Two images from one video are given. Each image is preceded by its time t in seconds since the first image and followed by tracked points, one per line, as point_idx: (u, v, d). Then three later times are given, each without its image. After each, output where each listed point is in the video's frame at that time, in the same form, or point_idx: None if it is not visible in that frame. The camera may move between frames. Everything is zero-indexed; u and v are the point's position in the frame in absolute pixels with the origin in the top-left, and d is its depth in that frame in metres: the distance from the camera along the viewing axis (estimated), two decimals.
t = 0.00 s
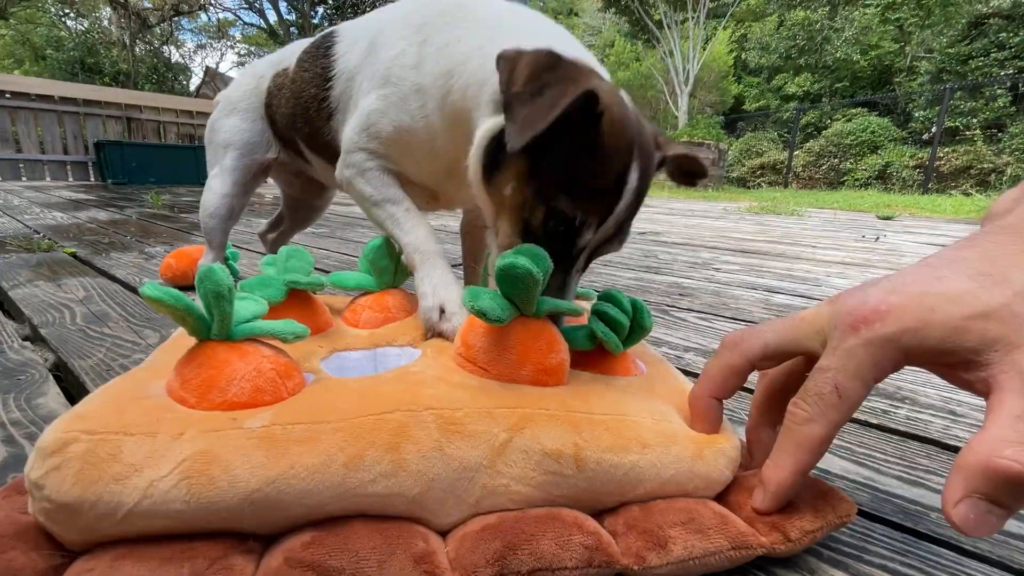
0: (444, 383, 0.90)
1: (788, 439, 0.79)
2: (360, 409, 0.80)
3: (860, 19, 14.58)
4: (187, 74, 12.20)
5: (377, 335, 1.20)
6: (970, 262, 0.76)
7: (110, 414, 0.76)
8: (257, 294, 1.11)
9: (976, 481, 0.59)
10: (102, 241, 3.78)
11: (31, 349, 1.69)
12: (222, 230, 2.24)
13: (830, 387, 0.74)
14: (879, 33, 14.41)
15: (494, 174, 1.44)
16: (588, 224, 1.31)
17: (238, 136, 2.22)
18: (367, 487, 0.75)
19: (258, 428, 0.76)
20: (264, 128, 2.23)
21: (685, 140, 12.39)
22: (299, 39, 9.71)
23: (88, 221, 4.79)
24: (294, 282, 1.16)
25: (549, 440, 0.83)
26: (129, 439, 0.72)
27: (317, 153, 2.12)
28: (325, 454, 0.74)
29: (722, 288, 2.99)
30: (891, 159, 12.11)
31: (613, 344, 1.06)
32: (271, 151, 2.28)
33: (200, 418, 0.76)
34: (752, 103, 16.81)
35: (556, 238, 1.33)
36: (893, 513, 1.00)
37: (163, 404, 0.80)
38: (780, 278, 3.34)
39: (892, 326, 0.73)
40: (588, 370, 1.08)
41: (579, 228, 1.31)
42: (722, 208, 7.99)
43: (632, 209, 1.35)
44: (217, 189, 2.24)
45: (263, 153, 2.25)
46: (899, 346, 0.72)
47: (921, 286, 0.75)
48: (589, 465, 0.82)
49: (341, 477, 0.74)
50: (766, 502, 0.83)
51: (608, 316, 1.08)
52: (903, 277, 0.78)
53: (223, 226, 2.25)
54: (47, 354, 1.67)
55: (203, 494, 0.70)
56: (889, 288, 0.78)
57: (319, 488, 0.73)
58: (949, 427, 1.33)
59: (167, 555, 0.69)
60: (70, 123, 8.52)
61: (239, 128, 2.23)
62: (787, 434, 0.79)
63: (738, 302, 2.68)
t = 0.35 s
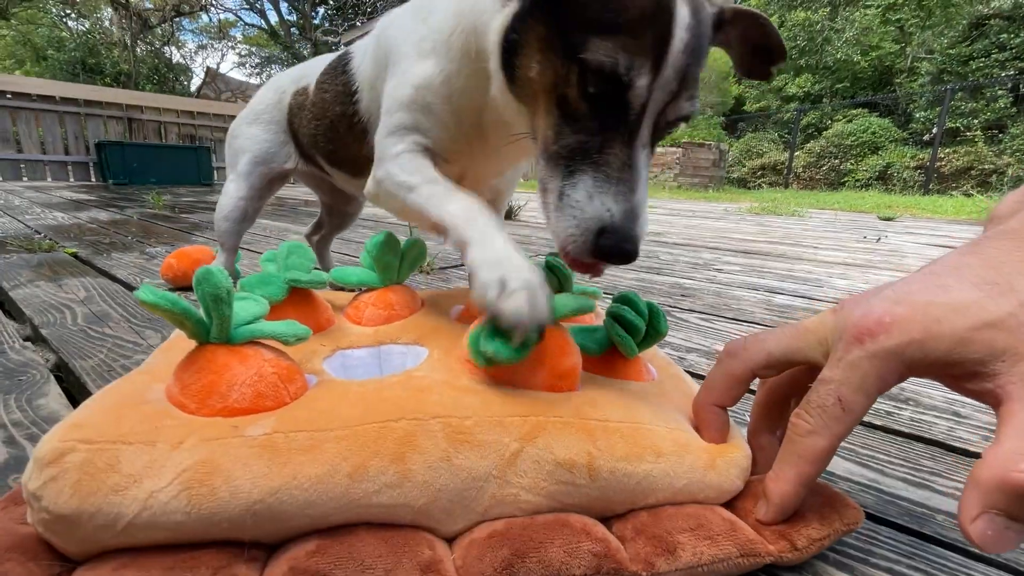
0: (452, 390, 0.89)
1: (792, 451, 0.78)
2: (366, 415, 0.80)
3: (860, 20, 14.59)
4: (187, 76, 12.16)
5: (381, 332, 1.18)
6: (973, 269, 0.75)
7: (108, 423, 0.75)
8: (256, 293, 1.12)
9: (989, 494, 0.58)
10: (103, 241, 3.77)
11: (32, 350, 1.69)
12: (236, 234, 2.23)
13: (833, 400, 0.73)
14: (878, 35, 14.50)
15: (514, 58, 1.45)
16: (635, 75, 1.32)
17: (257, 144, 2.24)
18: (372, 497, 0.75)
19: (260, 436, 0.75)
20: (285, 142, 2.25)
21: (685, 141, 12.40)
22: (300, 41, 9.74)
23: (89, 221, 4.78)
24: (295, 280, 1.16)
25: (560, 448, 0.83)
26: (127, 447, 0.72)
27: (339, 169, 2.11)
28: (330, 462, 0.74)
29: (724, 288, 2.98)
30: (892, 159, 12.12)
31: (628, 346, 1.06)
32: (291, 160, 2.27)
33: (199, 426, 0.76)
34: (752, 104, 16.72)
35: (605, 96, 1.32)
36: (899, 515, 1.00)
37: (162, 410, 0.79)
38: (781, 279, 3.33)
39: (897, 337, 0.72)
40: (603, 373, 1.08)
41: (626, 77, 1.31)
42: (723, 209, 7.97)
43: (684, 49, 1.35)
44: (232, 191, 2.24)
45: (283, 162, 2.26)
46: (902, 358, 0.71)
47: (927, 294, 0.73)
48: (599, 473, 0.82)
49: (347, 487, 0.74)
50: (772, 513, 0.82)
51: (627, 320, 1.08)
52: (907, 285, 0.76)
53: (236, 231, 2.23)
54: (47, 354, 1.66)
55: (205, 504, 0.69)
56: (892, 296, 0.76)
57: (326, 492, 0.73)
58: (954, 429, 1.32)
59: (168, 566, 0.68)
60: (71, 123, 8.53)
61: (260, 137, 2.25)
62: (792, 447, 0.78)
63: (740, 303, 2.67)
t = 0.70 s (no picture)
0: (451, 388, 0.90)
1: (785, 450, 0.79)
2: (364, 412, 0.81)
3: (861, 20, 14.53)
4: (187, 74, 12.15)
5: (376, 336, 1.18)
6: (963, 270, 0.75)
7: (112, 418, 0.75)
8: (260, 293, 1.12)
9: (977, 494, 0.59)
10: (103, 240, 3.77)
11: (32, 349, 1.69)
12: (229, 233, 2.21)
13: (824, 399, 0.74)
14: (879, 34, 14.26)
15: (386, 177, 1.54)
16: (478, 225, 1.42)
17: (245, 143, 2.24)
18: (370, 493, 0.75)
19: (261, 432, 0.76)
20: (273, 138, 2.25)
21: (685, 141, 12.39)
22: (300, 40, 9.75)
23: (89, 220, 4.77)
24: (296, 281, 1.17)
25: (557, 446, 0.84)
26: (130, 442, 0.72)
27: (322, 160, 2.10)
28: (328, 459, 0.75)
29: (723, 288, 2.99)
30: (892, 159, 12.10)
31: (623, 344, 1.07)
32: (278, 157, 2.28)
33: (200, 422, 0.76)
34: (752, 104, 16.87)
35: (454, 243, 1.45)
36: (894, 515, 1.01)
37: (165, 407, 0.79)
38: (780, 278, 3.34)
39: (886, 338, 0.72)
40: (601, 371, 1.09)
41: (472, 232, 1.42)
42: (723, 209, 7.96)
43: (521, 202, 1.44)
44: (223, 191, 2.22)
45: (272, 159, 2.26)
46: (892, 357, 0.72)
47: (917, 295, 0.74)
48: (596, 471, 0.83)
49: (345, 483, 0.74)
50: (764, 512, 0.83)
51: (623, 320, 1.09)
52: (899, 286, 0.77)
53: (229, 231, 2.20)
54: (47, 353, 1.67)
55: (206, 499, 0.70)
56: (880, 298, 0.77)
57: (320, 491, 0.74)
58: (951, 429, 1.33)
59: (171, 559, 0.69)
60: (71, 121, 8.51)
61: (248, 136, 2.25)
62: (785, 446, 0.78)
63: (738, 303, 2.68)
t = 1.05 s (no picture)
0: (453, 389, 0.90)
1: (791, 449, 0.77)
2: (364, 411, 0.80)
3: (863, 17, 14.48)
4: (187, 71, 12.13)
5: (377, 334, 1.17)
6: (970, 266, 0.74)
7: (112, 417, 0.75)
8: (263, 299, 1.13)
9: (987, 494, 0.58)
10: (103, 236, 3.76)
11: (31, 345, 1.68)
12: (229, 232, 2.21)
13: (831, 398, 0.72)
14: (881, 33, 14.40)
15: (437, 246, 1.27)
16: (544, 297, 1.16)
17: (245, 138, 2.18)
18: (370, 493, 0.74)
19: (262, 430, 0.75)
20: (272, 134, 2.19)
21: (687, 139, 12.35)
22: (301, 37, 9.73)
23: (89, 217, 4.77)
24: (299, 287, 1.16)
25: (559, 444, 0.83)
26: (131, 441, 0.71)
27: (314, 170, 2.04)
28: (329, 458, 0.74)
29: (725, 286, 2.98)
30: (894, 157, 12.04)
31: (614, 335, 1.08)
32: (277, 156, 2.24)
33: (202, 421, 0.75)
34: (753, 102, 16.83)
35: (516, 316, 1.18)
36: (900, 513, 1.00)
37: (166, 406, 0.79)
38: (782, 276, 3.33)
39: (895, 334, 0.71)
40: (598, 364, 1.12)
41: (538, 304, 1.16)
42: (724, 207, 7.93)
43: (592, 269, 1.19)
44: (224, 188, 2.21)
45: (269, 158, 2.22)
46: (901, 355, 0.71)
47: (925, 292, 0.73)
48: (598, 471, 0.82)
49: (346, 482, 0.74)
50: (769, 511, 0.82)
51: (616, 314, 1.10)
52: (905, 282, 0.76)
53: (230, 226, 2.21)
54: (47, 349, 1.66)
55: (207, 497, 0.69)
56: (888, 295, 0.76)
57: (321, 494, 0.73)
58: (955, 428, 1.32)
59: (172, 557, 0.68)
60: (71, 118, 8.50)
61: (248, 131, 2.19)
62: (791, 445, 0.77)
63: (741, 301, 2.67)
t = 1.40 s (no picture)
0: (450, 389, 0.89)
1: (788, 450, 0.77)
2: (360, 411, 0.80)
3: (866, 15, 14.41)
4: (189, 69, 12.12)
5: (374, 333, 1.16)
6: (967, 265, 0.73)
7: (107, 416, 0.75)
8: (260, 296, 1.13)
9: (987, 494, 0.58)
10: (103, 234, 3.76)
11: (30, 343, 1.69)
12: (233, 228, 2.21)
13: (828, 398, 0.72)
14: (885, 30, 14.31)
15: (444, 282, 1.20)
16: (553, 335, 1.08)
17: (251, 132, 2.18)
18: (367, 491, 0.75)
19: (256, 431, 0.75)
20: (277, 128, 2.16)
21: (689, 137, 12.31)
22: (303, 35, 9.73)
23: (91, 215, 4.77)
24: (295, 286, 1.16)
25: (554, 446, 0.83)
26: (124, 440, 0.72)
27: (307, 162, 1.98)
28: (325, 457, 0.75)
29: (725, 285, 2.97)
30: (897, 156, 12.00)
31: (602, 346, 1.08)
32: (281, 150, 2.19)
33: (196, 420, 0.75)
34: (756, 100, 16.79)
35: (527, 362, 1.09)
36: (897, 514, 1.00)
37: (160, 405, 0.78)
38: (783, 276, 3.32)
39: (890, 335, 0.71)
40: (590, 374, 1.10)
41: (553, 347, 1.07)
42: (726, 205, 7.91)
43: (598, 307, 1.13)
44: (230, 183, 2.21)
45: (273, 153, 2.18)
46: (897, 355, 0.70)
47: (922, 291, 0.72)
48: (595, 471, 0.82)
49: (342, 482, 0.74)
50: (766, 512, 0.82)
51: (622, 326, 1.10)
52: (902, 282, 0.75)
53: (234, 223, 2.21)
54: (46, 348, 1.66)
55: (200, 498, 0.69)
56: (885, 295, 0.75)
57: (320, 494, 0.74)
58: (954, 428, 1.31)
59: (164, 556, 0.68)
60: (73, 116, 8.51)
61: (255, 125, 2.18)
62: (788, 447, 0.77)
63: (741, 300, 2.66)
